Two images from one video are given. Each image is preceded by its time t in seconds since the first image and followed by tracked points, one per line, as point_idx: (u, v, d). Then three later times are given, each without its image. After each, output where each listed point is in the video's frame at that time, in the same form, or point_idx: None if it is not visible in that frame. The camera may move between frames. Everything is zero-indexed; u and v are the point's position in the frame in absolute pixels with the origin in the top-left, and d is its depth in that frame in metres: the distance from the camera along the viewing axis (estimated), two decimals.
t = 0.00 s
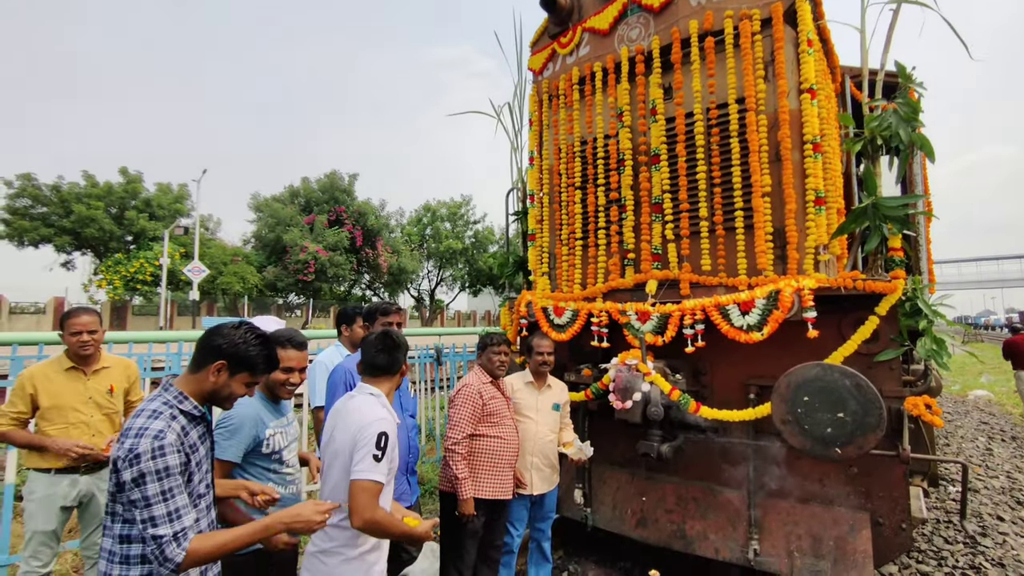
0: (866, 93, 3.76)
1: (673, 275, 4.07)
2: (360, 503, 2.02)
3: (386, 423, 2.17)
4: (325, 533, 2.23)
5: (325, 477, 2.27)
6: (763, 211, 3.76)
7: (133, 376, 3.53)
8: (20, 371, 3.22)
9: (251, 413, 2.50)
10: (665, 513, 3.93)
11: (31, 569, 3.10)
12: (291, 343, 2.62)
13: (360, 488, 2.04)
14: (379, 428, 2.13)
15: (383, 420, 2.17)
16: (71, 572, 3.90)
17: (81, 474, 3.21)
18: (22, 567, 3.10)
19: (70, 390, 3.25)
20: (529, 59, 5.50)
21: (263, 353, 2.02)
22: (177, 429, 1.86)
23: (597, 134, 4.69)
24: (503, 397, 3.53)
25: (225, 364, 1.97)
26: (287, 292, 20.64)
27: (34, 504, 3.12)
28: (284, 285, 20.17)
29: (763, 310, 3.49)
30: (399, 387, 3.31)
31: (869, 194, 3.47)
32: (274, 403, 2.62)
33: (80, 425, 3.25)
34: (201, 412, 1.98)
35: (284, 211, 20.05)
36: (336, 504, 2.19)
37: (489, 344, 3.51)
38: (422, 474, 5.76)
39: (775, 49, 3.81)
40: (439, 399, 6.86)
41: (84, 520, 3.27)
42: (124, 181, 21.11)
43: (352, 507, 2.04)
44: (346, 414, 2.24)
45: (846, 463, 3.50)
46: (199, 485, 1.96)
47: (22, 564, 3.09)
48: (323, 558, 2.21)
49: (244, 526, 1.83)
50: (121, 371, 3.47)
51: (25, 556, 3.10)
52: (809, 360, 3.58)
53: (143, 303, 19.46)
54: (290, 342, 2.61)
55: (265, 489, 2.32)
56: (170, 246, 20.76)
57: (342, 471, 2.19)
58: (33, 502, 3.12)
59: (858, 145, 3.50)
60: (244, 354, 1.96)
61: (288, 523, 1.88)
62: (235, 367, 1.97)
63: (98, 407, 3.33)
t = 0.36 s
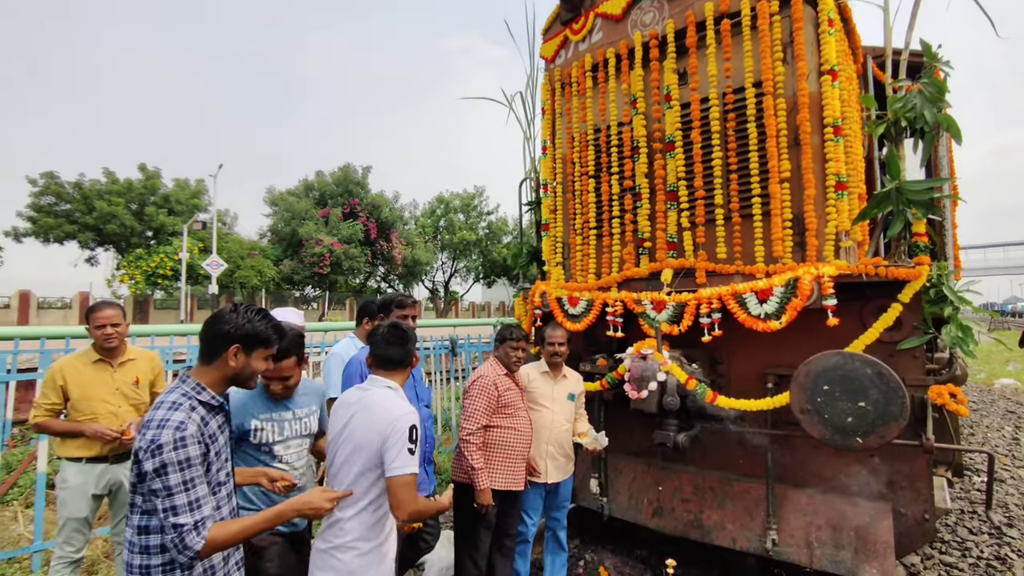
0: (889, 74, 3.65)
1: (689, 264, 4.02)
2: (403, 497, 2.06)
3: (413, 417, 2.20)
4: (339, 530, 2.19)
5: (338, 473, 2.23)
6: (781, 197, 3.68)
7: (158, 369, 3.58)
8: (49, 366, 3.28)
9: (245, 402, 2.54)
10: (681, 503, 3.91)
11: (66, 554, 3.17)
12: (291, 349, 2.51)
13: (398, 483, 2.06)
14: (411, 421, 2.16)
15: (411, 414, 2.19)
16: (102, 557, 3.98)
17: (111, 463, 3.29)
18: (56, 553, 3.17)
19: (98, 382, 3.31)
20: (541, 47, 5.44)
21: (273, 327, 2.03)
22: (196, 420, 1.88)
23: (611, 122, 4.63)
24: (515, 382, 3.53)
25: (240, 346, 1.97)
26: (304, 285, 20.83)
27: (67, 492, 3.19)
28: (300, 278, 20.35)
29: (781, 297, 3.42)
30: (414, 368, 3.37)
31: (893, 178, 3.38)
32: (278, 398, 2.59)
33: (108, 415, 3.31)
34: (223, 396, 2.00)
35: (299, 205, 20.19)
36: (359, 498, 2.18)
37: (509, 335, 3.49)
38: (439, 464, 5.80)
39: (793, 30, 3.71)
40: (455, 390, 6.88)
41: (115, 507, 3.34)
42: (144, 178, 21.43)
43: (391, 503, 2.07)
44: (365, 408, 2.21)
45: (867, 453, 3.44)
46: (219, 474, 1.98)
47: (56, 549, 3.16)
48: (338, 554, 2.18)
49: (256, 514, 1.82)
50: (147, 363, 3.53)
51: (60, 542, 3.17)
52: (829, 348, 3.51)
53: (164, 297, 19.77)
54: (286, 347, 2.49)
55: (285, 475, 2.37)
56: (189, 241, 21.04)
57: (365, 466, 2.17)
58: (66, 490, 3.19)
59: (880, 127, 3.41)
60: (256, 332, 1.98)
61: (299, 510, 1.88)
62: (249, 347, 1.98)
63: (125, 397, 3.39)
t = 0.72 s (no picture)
0: (913, 54, 3.56)
1: (705, 251, 3.98)
2: (402, 486, 2.06)
3: (416, 405, 2.21)
4: (352, 516, 2.22)
5: (348, 461, 2.25)
6: (800, 181, 3.62)
7: (180, 358, 3.62)
8: (76, 354, 3.36)
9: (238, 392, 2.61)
10: (696, 490, 3.90)
11: (96, 534, 3.21)
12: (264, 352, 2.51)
13: (397, 471, 2.07)
14: (412, 409, 2.16)
15: (414, 402, 2.19)
16: (131, 539, 4.09)
17: (134, 449, 3.35)
18: (87, 533, 3.23)
19: (122, 370, 3.38)
20: (554, 32, 5.36)
21: (296, 326, 2.07)
22: (215, 406, 1.90)
23: (625, 107, 4.56)
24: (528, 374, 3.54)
25: (266, 339, 2.00)
26: (319, 275, 21.00)
27: (95, 475, 3.27)
28: (315, 267, 20.50)
29: (799, 284, 3.37)
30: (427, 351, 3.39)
31: (916, 161, 3.31)
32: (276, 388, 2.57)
33: (133, 402, 3.37)
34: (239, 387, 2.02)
35: (313, 195, 20.29)
36: (367, 484, 2.21)
37: (514, 323, 3.49)
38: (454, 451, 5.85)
39: (814, 10, 3.62)
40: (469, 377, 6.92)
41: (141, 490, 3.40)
42: (161, 169, 21.67)
43: (391, 492, 2.08)
44: (370, 397, 2.23)
45: (887, 440, 3.40)
46: (237, 459, 2.01)
47: (87, 529, 3.22)
48: (352, 540, 2.21)
49: (270, 501, 1.85)
50: (169, 351, 3.57)
51: (91, 522, 3.22)
52: (849, 335, 3.47)
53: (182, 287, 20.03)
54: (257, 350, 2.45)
55: (302, 456, 2.44)
56: (206, 231, 21.26)
57: (371, 454, 2.18)
58: (93, 473, 3.27)
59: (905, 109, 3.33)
60: (281, 328, 2.01)
61: (310, 498, 1.92)
62: (274, 342, 2.02)
63: (148, 384, 3.45)
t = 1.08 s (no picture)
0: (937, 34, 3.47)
1: (719, 238, 3.92)
2: (425, 477, 2.08)
3: (429, 393, 2.21)
4: (366, 509, 2.21)
5: (360, 453, 2.23)
6: (818, 166, 3.55)
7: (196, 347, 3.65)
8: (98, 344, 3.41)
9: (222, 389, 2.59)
10: (710, 479, 3.88)
11: (119, 518, 3.24)
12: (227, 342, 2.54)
13: (422, 461, 2.08)
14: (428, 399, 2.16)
15: (427, 390, 2.18)
16: (152, 523, 4.16)
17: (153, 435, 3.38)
18: (111, 517, 3.26)
19: (140, 358, 3.41)
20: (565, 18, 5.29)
21: (322, 326, 2.10)
22: (236, 395, 1.90)
23: (638, 93, 4.49)
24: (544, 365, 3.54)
25: (292, 334, 2.02)
26: (331, 266, 21.10)
27: (117, 461, 3.32)
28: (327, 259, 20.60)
29: (816, 271, 3.32)
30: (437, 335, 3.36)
31: (940, 144, 3.23)
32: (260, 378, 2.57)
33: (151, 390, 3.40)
34: (259, 377, 2.03)
35: (324, 186, 20.35)
36: (383, 475, 2.20)
37: (524, 311, 3.47)
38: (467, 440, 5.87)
39: None
40: (481, 367, 6.92)
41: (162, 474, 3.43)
42: (175, 162, 21.85)
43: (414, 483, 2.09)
44: (379, 387, 2.19)
45: (906, 430, 3.35)
46: (255, 448, 2.01)
47: (111, 513, 3.25)
48: (367, 533, 2.20)
49: (281, 492, 1.87)
50: (186, 340, 3.61)
51: (113, 507, 3.25)
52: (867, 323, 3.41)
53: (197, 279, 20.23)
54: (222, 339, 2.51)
55: (317, 443, 2.41)
56: (219, 224, 21.42)
57: (387, 445, 2.17)
58: (115, 459, 3.32)
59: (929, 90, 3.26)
60: (308, 326, 2.04)
61: (321, 493, 1.93)
62: (300, 338, 2.04)
63: (167, 373, 3.47)
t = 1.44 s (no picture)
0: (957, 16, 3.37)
1: (729, 229, 3.85)
2: (451, 458, 2.10)
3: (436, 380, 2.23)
4: (368, 508, 2.15)
5: (359, 450, 2.17)
6: (832, 154, 3.46)
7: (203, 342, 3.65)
8: (105, 339, 3.40)
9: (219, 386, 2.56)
10: (720, 473, 3.83)
11: (130, 511, 3.25)
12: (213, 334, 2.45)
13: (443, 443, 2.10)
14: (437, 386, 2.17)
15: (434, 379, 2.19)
16: (165, 514, 4.19)
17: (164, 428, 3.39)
18: (121, 509, 3.27)
19: (149, 352, 3.41)
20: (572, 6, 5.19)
21: (323, 319, 2.07)
22: (236, 388, 1.88)
23: (646, 82, 4.41)
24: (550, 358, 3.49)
25: (292, 327, 1.99)
26: (342, 260, 21.16)
27: (127, 453, 3.31)
28: (338, 253, 20.66)
29: (829, 263, 3.25)
30: (438, 326, 3.32)
31: (959, 130, 3.11)
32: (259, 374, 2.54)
33: (161, 382, 3.40)
34: (260, 371, 2.00)
35: (334, 180, 20.36)
36: (388, 470, 2.16)
37: (532, 303, 3.43)
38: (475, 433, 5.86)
39: None
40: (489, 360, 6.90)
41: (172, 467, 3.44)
42: (186, 158, 21.97)
43: (441, 466, 2.10)
44: (383, 380, 2.15)
45: (920, 424, 3.28)
46: (257, 444, 1.99)
47: (122, 505, 3.26)
48: (369, 533, 2.15)
49: (274, 489, 1.84)
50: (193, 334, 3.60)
51: (124, 499, 3.26)
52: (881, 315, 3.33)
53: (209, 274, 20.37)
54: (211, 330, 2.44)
55: (317, 439, 2.39)
56: (230, 218, 21.53)
57: (395, 437, 2.15)
58: (125, 452, 3.31)
59: (948, 74, 3.17)
60: (309, 319, 2.01)
61: (315, 490, 1.91)
62: (300, 330, 2.01)
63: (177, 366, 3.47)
